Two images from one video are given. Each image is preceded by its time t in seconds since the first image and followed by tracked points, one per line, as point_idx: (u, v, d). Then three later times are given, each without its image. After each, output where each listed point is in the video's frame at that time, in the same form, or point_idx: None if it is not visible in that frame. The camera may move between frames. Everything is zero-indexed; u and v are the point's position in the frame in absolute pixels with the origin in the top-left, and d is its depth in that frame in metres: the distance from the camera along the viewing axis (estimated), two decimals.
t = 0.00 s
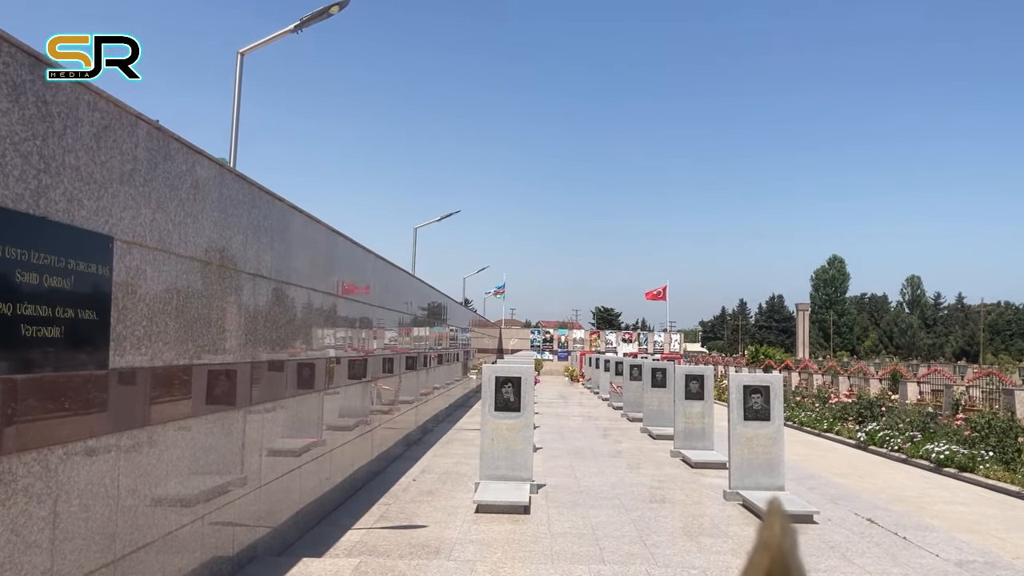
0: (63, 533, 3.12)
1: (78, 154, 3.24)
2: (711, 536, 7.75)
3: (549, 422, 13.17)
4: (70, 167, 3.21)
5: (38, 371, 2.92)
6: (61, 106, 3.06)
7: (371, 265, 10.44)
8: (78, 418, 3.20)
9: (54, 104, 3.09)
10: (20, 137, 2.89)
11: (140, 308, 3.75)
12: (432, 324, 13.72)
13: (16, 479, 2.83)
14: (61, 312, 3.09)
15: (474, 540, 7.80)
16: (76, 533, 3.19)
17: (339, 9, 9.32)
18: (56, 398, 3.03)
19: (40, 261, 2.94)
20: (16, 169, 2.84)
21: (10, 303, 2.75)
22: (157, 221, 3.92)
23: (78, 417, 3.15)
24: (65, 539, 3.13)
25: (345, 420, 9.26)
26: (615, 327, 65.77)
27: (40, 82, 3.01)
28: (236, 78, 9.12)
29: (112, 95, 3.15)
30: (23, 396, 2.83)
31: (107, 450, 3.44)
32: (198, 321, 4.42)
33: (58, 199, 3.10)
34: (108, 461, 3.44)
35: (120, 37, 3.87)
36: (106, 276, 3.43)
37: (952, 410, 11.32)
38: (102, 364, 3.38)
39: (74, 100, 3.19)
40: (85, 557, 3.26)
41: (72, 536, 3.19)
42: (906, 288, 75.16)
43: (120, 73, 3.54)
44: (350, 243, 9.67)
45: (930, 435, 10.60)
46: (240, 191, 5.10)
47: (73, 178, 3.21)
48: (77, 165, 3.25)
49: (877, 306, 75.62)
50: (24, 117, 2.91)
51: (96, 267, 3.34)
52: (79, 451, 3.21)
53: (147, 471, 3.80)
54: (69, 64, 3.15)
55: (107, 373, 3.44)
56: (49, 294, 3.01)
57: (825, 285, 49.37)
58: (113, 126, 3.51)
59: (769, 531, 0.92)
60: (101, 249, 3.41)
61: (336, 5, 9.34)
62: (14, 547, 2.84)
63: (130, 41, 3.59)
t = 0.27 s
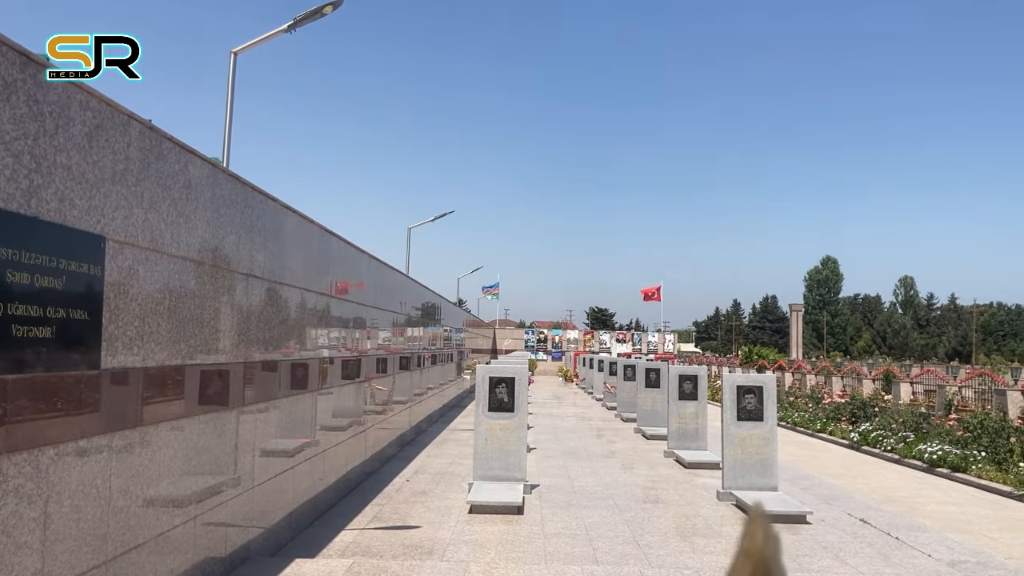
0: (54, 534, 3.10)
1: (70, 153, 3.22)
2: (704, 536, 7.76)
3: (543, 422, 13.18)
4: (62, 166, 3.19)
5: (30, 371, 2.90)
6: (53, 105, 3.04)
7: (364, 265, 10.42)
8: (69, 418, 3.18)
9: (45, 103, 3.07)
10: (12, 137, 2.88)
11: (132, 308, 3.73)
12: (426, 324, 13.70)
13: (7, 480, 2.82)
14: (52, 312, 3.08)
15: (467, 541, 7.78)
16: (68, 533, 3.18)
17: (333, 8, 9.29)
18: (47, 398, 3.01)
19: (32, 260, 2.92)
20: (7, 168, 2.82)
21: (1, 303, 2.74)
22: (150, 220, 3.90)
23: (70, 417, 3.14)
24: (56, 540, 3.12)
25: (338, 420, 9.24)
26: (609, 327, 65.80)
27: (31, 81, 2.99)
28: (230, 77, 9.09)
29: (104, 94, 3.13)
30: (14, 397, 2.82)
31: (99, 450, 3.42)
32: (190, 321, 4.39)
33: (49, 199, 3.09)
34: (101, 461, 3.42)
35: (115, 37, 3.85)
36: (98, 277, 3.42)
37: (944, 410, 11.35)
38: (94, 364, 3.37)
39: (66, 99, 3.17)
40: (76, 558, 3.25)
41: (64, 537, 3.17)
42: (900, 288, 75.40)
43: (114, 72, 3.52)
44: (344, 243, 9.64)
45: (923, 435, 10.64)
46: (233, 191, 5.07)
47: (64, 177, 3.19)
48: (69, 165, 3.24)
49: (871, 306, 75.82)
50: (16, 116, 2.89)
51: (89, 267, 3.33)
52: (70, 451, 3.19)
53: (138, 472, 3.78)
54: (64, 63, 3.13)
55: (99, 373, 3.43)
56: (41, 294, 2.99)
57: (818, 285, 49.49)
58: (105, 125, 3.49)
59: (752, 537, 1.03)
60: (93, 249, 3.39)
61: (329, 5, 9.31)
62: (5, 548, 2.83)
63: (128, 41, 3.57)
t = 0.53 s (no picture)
0: (44, 535, 3.09)
1: (60, 153, 3.20)
2: (697, 536, 7.76)
3: (536, 422, 13.18)
4: (52, 165, 3.17)
5: (21, 372, 2.89)
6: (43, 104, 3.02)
7: (357, 265, 10.40)
8: (60, 418, 3.17)
9: (35, 103, 3.05)
10: (1, 136, 2.85)
11: (123, 308, 3.71)
12: (419, 325, 13.69)
13: None
14: (44, 312, 3.05)
15: (460, 541, 7.77)
16: (57, 535, 3.16)
17: (325, 8, 9.26)
18: (38, 398, 3.00)
19: (23, 260, 2.90)
20: None
21: None
22: (141, 221, 3.88)
23: (60, 418, 3.12)
24: (46, 541, 3.10)
25: (331, 421, 9.22)
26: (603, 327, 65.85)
27: (21, 80, 2.97)
28: (222, 77, 9.05)
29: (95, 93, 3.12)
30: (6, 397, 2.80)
31: (90, 451, 3.41)
32: (182, 322, 4.37)
33: (39, 199, 3.06)
34: (92, 461, 3.41)
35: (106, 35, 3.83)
36: (89, 277, 3.40)
37: (936, 410, 11.38)
38: (85, 365, 3.35)
39: (55, 98, 3.15)
40: (66, 559, 3.23)
41: (54, 538, 3.15)
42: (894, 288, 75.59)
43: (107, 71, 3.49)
44: (337, 243, 9.62)
45: (914, 435, 10.67)
46: (225, 191, 5.05)
47: (55, 177, 3.17)
48: (59, 164, 3.22)
49: (866, 305, 75.99)
50: (6, 115, 2.87)
51: (79, 267, 3.30)
52: (60, 452, 3.17)
53: (130, 473, 3.76)
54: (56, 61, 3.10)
55: (90, 374, 3.41)
56: (33, 294, 2.97)
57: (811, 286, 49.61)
58: (96, 125, 3.47)
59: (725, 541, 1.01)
60: (84, 249, 3.37)
61: (322, 5, 9.29)
62: None
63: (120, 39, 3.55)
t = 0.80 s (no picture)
0: (33, 536, 3.07)
1: (50, 152, 3.19)
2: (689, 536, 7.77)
3: (528, 422, 13.17)
4: (42, 165, 3.16)
5: (11, 372, 2.87)
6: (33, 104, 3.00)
7: (350, 265, 10.38)
8: (51, 419, 3.15)
9: (25, 102, 3.03)
10: None
11: (113, 308, 3.69)
12: (411, 325, 13.66)
13: None
14: (33, 312, 3.03)
15: (452, 541, 7.77)
16: (47, 535, 3.14)
17: (316, 7, 9.24)
18: (29, 398, 2.98)
19: (13, 260, 2.88)
20: None
21: None
22: (132, 221, 3.86)
23: (50, 419, 3.11)
24: (35, 543, 3.08)
25: (323, 421, 9.20)
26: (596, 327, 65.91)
27: (10, 80, 2.94)
28: (213, 77, 9.02)
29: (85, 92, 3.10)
30: None
31: (79, 452, 3.38)
32: (173, 321, 4.36)
33: (29, 198, 3.05)
34: (82, 462, 3.39)
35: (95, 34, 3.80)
36: (79, 277, 3.39)
37: (927, 409, 11.41)
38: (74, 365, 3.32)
39: (45, 97, 3.14)
40: (56, 559, 3.21)
41: (44, 539, 3.14)
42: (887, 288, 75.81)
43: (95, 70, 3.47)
44: (328, 242, 9.60)
45: (906, 435, 10.70)
46: (217, 191, 5.03)
47: (45, 176, 3.16)
48: (49, 163, 3.20)
49: (859, 306, 76.23)
50: None
51: (68, 267, 3.29)
52: (50, 453, 3.15)
53: (120, 473, 3.74)
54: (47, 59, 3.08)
55: (81, 374, 3.40)
56: (23, 294, 2.95)
57: (803, 286, 49.77)
58: (86, 124, 3.46)
59: (705, 543, 0.93)
60: (73, 249, 3.35)
61: (313, 4, 9.27)
62: None
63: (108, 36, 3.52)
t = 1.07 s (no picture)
0: (23, 537, 3.05)
1: (39, 151, 3.17)
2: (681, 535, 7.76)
3: (521, 422, 13.16)
4: (31, 164, 3.14)
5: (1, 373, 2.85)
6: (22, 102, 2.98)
7: (341, 265, 10.36)
8: (40, 419, 3.13)
9: (14, 101, 3.01)
10: None
11: (103, 308, 3.67)
12: (404, 324, 13.64)
13: None
14: (23, 312, 3.01)
15: (444, 541, 7.75)
16: (36, 536, 3.12)
17: (307, 6, 9.20)
18: (18, 398, 2.97)
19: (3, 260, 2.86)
20: None
21: None
22: (121, 220, 3.84)
23: (40, 419, 3.09)
24: (25, 544, 3.06)
25: (315, 421, 9.17)
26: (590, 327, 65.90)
27: None
28: (203, 76, 8.97)
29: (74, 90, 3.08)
30: None
31: (69, 452, 3.37)
32: (164, 321, 4.34)
33: (18, 198, 3.03)
34: (73, 462, 3.38)
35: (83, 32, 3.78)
36: (69, 276, 3.37)
37: (918, 409, 11.44)
38: (64, 365, 3.31)
39: (34, 96, 3.12)
40: (46, 560, 3.19)
41: (33, 540, 3.12)
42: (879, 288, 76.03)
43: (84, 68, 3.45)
44: (320, 242, 9.56)
45: (897, 434, 10.73)
46: (208, 190, 5.00)
47: (33, 176, 3.14)
48: (38, 163, 3.18)
49: (852, 305, 76.44)
50: None
51: (58, 267, 3.27)
52: (39, 453, 3.13)
53: (111, 473, 3.73)
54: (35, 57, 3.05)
55: (71, 374, 3.38)
56: (13, 295, 2.93)
57: (794, 286, 49.92)
58: (76, 124, 3.44)
59: (685, 544, 0.92)
60: (63, 249, 3.33)
61: (304, 3, 9.24)
62: None
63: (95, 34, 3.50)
